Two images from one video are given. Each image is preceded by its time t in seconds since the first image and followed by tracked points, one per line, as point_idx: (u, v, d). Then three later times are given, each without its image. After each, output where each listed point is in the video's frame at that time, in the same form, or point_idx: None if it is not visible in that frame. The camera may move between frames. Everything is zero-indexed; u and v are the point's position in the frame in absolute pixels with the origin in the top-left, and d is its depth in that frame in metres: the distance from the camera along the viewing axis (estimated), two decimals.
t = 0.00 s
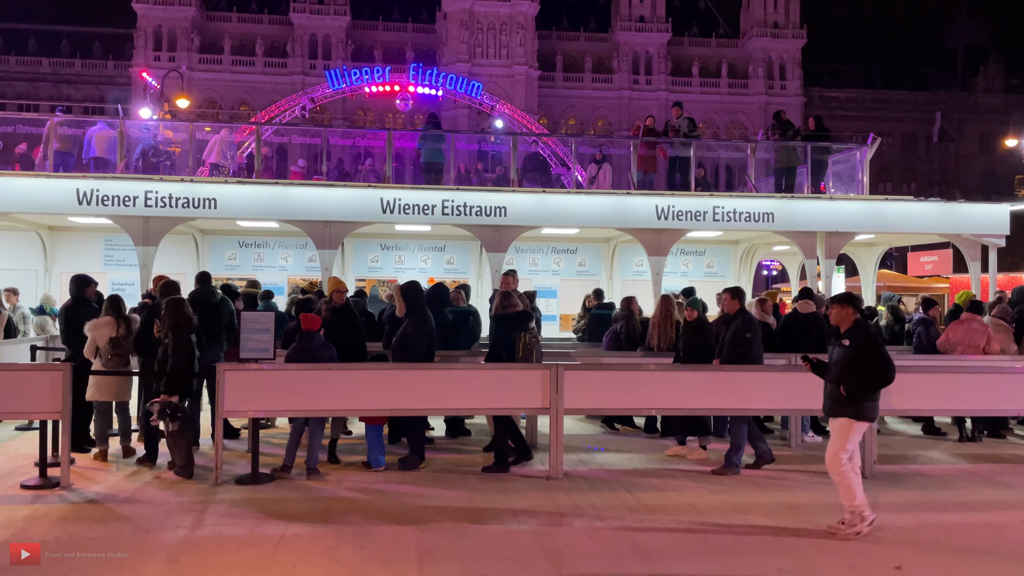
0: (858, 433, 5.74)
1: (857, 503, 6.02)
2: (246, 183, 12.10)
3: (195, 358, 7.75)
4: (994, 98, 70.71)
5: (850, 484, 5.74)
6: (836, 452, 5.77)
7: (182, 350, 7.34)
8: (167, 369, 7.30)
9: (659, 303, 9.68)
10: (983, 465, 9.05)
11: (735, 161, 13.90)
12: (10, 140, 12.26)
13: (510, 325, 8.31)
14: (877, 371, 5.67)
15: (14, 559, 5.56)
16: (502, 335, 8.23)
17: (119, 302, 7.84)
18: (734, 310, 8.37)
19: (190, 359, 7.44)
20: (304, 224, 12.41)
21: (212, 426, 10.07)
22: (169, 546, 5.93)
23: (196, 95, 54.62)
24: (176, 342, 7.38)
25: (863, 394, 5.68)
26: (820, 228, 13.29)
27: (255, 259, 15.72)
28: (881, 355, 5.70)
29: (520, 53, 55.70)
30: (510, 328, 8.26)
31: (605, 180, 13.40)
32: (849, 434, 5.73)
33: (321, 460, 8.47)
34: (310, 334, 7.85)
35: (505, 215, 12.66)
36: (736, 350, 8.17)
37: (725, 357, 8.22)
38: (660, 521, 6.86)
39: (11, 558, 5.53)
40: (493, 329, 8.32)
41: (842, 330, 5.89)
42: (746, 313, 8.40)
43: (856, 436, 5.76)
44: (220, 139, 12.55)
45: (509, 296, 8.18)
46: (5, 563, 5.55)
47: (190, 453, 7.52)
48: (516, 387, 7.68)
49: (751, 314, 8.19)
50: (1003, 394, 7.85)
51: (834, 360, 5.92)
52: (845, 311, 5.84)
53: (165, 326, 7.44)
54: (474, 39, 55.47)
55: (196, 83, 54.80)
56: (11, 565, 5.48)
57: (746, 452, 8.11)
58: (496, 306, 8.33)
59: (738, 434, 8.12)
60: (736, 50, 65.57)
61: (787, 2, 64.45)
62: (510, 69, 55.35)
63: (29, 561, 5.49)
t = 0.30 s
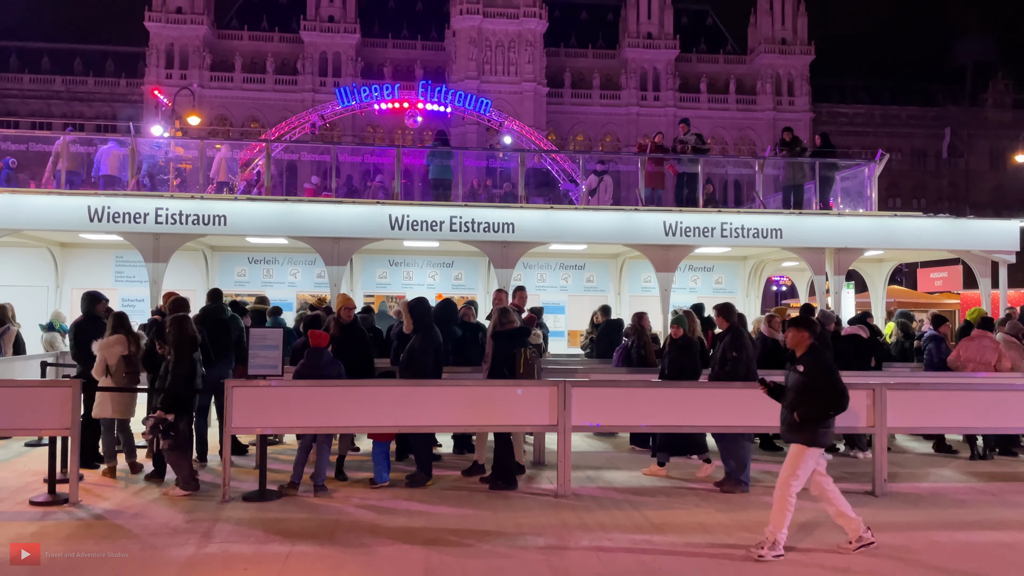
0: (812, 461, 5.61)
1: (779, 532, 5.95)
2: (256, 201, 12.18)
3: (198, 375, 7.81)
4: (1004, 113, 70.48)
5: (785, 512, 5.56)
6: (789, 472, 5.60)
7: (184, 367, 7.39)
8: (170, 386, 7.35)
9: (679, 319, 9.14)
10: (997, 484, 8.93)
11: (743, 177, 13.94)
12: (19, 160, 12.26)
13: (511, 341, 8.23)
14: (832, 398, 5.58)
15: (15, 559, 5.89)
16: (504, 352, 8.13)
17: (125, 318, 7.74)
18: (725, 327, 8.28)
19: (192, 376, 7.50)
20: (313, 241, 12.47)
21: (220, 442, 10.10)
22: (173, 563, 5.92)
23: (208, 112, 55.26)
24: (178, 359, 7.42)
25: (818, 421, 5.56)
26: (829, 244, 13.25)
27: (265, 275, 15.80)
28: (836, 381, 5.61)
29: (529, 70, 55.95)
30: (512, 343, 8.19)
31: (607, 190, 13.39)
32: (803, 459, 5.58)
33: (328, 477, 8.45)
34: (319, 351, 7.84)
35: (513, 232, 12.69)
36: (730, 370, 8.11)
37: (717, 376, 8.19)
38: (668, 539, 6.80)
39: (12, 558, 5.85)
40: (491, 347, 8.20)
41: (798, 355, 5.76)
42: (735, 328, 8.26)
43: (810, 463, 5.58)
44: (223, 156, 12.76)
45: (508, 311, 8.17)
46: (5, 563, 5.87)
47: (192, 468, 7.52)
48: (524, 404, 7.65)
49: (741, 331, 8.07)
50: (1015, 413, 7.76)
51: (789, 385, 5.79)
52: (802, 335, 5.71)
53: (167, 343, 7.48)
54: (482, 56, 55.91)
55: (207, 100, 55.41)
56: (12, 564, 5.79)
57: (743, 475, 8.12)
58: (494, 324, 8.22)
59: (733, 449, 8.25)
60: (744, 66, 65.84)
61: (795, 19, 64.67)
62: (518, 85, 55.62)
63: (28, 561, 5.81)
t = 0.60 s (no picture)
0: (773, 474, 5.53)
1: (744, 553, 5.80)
2: (264, 217, 12.23)
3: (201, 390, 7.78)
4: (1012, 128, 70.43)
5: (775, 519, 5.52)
6: (766, 494, 5.50)
7: (189, 384, 7.35)
8: (175, 402, 7.32)
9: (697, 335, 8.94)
10: (1009, 502, 8.82)
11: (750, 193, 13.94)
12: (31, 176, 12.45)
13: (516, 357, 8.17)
14: (783, 407, 5.55)
15: (16, 558, 6.15)
16: (510, 368, 8.05)
17: (132, 333, 7.65)
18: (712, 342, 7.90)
19: (198, 392, 7.48)
20: (320, 257, 12.51)
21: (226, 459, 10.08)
22: None
23: (217, 129, 55.75)
24: (183, 375, 7.38)
25: (769, 430, 5.51)
26: (837, 260, 13.21)
27: (272, 290, 15.83)
28: (784, 389, 5.59)
29: (536, 86, 56.20)
30: (518, 360, 8.11)
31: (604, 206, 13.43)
32: (767, 473, 5.49)
33: (334, 493, 8.40)
34: (326, 367, 7.80)
35: (519, 247, 12.69)
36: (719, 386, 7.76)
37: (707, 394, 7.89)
38: (677, 557, 6.72)
39: (13, 557, 6.11)
40: (496, 363, 8.12)
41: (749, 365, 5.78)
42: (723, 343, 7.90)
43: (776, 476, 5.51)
44: (222, 171, 12.84)
45: (513, 327, 8.08)
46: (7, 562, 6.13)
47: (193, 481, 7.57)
48: (531, 421, 7.59)
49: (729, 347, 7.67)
50: None
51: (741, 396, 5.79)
52: (753, 343, 5.74)
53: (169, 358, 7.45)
54: (489, 73, 56.26)
55: (216, 117, 55.91)
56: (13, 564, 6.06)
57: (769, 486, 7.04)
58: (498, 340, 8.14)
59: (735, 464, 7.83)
60: (751, 82, 66.07)
61: (801, 35, 64.88)
62: (525, 101, 55.96)
63: (28, 561, 6.08)
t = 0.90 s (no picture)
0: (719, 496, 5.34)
1: (690, 575, 5.49)
2: (271, 232, 12.29)
3: (200, 403, 7.62)
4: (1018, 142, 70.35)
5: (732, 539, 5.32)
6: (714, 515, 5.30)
7: (185, 398, 7.21)
8: (168, 417, 7.18)
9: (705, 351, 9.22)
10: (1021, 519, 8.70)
11: (755, 208, 13.96)
12: (42, 190, 12.56)
13: (522, 372, 8.14)
14: (729, 427, 5.39)
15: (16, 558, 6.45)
16: (517, 383, 8.03)
17: (137, 348, 7.65)
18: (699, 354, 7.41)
19: (194, 407, 7.33)
20: (326, 271, 12.53)
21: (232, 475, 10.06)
22: None
23: (224, 144, 56.09)
24: (176, 389, 7.24)
25: (714, 451, 5.33)
26: (844, 274, 13.16)
27: (278, 305, 15.87)
28: (730, 409, 5.44)
29: (542, 100, 56.37)
30: (524, 375, 8.09)
31: (604, 216, 13.39)
32: (713, 494, 5.31)
33: (339, 509, 8.35)
34: (331, 383, 7.78)
35: (525, 262, 12.69)
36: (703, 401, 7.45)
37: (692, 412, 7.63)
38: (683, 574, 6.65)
39: (14, 558, 6.40)
40: (503, 379, 8.07)
41: (695, 385, 5.61)
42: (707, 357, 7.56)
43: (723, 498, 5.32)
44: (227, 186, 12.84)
45: (519, 342, 8.08)
46: (7, 563, 6.42)
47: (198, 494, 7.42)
48: (536, 436, 7.53)
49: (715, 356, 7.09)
50: None
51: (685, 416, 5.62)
52: (699, 363, 5.58)
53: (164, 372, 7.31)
54: (495, 87, 56.52)
55: (223, 132, 56.29)
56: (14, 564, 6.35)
57: (734, 502, 6.61)
58: (505, 355, 8.15)
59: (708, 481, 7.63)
60: (756, 97, 66.25)
61: (807, 49, 65.02)
62: (531, 116, 56.23)
63: (28, 561, 6.36)
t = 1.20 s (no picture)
0: (664, 503, 5.46)
1: None
2: (276, 244, 12.33)
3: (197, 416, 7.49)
4: None
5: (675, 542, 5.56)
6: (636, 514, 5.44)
7: (177, 411, 7.08)
8: (160, 430, 7.06)
9: (712, 364, 9.24)
10: None
11: (760, 220, 13.95)
12: (48, 204, 12.53)
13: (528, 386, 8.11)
14: (674, 438, 5.44)
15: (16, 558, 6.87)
16: (523, 397, 7.97)
17: (139, 361, 7.62)
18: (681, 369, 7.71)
19: (187, 421, 7.19)
20: (331, 284, 12.55)
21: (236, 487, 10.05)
22: None
23: (230, 156, 56.40)
24: (166, 402, 7.10)
25: (660, 461, 5.42)
26: (849, 287, 13.14)
27: (283, 317, 15.89)
28: (675, 419, 5.48)
29: (546, 113, 56.69)
30: (530, 388, 8.06)
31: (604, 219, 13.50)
32: (655, 503, 5.42)
33: (343, 523, 8.32)
34: (335, 396, 7.74)
35: (530, 274, 12.69)
36: (692, 414, 7.53)
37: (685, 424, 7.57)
38: None
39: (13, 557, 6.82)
40: (509, 392, 8.06)
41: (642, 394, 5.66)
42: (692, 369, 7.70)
43: (659, 505, 5.43)
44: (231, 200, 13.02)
45: (524, 355, 8.06)
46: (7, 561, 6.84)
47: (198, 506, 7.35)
48: (541, 450, 7.49)
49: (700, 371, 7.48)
50: None
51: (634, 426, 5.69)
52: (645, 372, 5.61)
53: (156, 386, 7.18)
54: (500, 100, 56.76)
55: (230, 145, 56.62)
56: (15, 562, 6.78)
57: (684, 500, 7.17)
58: (510, 368, 8.12)
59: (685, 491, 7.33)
60: (760, 109, 66.37)
61: (810, 62, 65.14)
62: (536, 129, 56.46)
63: (28, 560, 6.81)
